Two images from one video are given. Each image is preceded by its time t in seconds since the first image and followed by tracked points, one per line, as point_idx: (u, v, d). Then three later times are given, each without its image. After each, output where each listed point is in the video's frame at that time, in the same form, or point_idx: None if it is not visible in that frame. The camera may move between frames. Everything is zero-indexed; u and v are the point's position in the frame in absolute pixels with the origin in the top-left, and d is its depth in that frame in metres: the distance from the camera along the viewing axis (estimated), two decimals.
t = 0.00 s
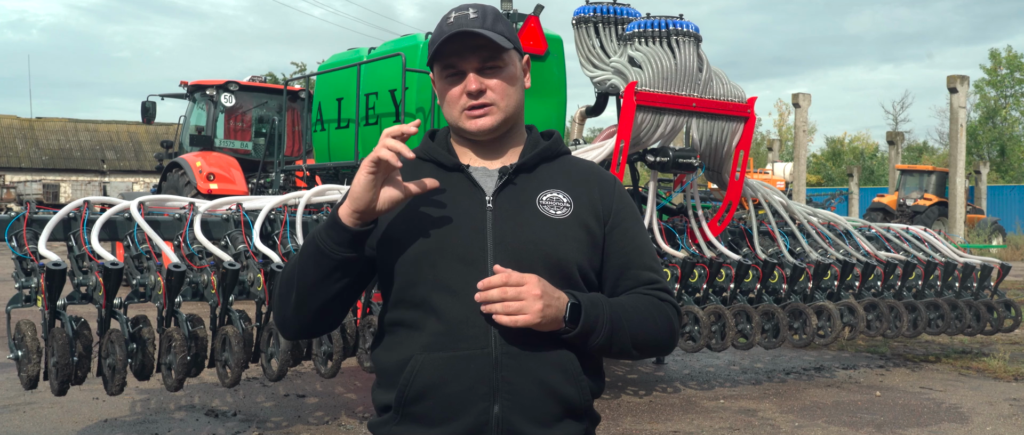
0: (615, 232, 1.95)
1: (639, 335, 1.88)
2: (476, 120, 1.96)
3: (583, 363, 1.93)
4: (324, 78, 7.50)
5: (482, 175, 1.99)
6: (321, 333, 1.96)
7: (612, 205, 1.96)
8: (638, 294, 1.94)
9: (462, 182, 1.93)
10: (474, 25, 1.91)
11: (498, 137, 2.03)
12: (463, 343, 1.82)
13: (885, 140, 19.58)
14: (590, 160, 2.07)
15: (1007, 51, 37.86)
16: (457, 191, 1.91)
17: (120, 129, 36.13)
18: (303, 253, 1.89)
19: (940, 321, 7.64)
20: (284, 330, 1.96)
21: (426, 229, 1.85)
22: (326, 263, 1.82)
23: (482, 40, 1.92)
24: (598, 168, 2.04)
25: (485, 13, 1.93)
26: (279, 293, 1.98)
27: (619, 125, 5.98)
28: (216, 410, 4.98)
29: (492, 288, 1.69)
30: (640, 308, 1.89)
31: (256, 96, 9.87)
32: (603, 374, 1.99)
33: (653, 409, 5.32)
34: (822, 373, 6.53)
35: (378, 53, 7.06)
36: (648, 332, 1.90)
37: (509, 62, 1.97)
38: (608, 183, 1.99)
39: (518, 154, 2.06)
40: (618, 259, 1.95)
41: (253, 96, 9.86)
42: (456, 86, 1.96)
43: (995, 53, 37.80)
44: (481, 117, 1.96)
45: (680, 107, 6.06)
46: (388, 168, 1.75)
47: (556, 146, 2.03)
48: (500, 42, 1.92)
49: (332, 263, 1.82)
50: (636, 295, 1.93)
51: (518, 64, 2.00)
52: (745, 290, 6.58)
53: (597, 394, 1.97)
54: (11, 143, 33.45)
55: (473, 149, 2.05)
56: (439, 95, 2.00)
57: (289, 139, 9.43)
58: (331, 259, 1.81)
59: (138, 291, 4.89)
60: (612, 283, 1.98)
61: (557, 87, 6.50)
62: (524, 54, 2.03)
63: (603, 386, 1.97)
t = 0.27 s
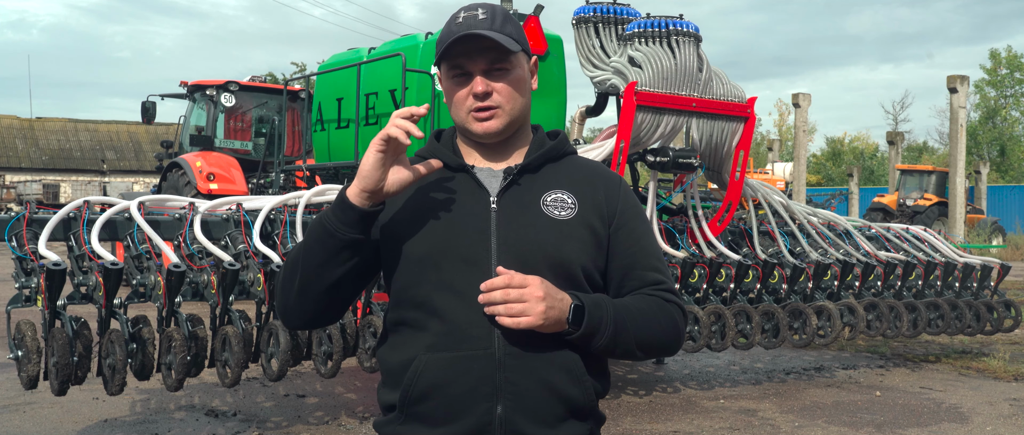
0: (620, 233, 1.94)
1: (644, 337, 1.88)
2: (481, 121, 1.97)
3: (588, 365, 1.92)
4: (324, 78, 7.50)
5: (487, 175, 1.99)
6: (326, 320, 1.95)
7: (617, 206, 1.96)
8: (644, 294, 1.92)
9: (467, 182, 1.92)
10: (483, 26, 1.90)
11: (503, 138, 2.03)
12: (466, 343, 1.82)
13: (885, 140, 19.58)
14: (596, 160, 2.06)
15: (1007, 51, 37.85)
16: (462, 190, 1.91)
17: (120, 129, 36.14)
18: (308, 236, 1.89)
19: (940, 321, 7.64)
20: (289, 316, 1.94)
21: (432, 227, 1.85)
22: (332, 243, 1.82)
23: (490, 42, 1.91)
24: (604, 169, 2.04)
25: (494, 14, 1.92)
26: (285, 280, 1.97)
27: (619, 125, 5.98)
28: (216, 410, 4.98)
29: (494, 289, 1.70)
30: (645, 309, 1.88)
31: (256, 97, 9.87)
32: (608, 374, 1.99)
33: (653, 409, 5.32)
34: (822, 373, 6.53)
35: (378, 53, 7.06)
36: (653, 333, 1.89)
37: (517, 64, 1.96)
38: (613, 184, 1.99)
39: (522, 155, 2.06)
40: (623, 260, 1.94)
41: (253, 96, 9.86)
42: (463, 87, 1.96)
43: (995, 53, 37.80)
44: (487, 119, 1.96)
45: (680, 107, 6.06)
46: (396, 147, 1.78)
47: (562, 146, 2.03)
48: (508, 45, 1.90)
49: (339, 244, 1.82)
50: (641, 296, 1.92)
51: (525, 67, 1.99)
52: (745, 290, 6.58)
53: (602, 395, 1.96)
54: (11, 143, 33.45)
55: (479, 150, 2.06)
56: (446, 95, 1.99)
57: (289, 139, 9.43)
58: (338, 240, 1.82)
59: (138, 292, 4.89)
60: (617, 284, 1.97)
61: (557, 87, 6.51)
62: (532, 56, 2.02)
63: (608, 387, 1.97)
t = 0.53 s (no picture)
0: (622, 235, 1.94)
1: (644, 339, 1.88)
2: (486, 121, 1.96)
3: (590, 365, 1.92)
4: (324, 78, 7.50)
5: (491, 175, 1.99)
6: (337, 313, 1.91)
7: (619, 208, 1.95)
8: (644, 296, 1.92)
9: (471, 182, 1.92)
10: (490, 27, 1.90)
11: (508, 139, 2.03)
12: (468, 343, 1.81)
13: (885, 140, 19.58)
14: (598, 162, 2.06)
15: (1007, 51, 37.85)
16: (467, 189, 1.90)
17: (120, 129, 36.14)
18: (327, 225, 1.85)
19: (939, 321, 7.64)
20: (300, 307, 1.89)
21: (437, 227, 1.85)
22: (356, 230, 1.79)
23: (496, 43, 1.91)
24: (606, 170, 2.03)
25: (501, 15, 1.92)
26: (297, 271, 1.91)
27: (619, 125, 5.98)
28: (216, 410, 4.98)
29: (497, 287, 1.70)
30: (646, 311, 1.88)
31: (256, 96, 9.86)
32: (609, 374, 1.99)
33: (653, 409, 5.32)
34: (822, 373, 6.53)
35: (378, 53, 7.06)
36: (653, 335, 1.89)
37: (523, 65, 1.96)
38: (616, 185, 1.99)
39: (526, 157, 2.06)
40: (624, 261, 1.94)
41: (253, 96, 9.86)
42: (469, 86, 1.96)
43: (995, 53, 37.80)
44: (492, 118, 1.96)
45: (680, 107, 6.06)
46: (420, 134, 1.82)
47: (565, 146, 2.03)
48: (514, 46, 1.91)
49: (362, 230, 1.79)
50: (642, 298, 1.92)
51: (531, 68, 1.99)
52: (745, 290, 6.58)
53: (603, 395, 1.96)
54: (10, 143, 33.43)
55: (483, 150, 2.05)
56: (451, 94, 1.99)
57: (289, 139, 9.43)
58: (362, 226, 1.79)
59: (138, 291, 4.89)
60: (618, 285, 1.97)
61: (557, 87, 6.51)
62: (538, 58, 2.02)
63: (609, 387, 1.97)
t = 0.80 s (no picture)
0: (621, 239, 1.97)
1: (644, 342, 1.89)
2: (493, 118, 1.96)
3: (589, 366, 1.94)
4: (324, 78, 7.50)
5: (493, 176, 1.99)
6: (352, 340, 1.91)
7: (619, 213, 1.98)
8: (642, 300, 1.95)
9: (473, 181, 1.93)
10: (506, 23, 1.91)
11: (512, 138, 2.03)
12: (470, 343, 1.81)
13: (885, 140, 19.57)
14: (598, 165, 2.07)
15: (1007, 51, 37.84)
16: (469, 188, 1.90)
17: (120, 128, 36.14)
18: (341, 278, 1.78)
19: (939, 321, 7.64)
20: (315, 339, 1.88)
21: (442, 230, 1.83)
22: (375, 295, 1.74)
23: (512, 40, 1.92)
24: (607, 174, 2.05)
25: (517, 14, 1.93)
26: (309, 306, 1.88)
27: (619, 125, 5.99)
28: (216, 410, 4.98)
29: (506, 290, 1.69)
30: (646, 315, 1.90)
31: (256, 96, 9.86)
32: (605, 376, 2.00)
33: (653, 409, 5.32)
34: (822, 373, 6.53)
35: (378, 53, 7.06)
36: (653, 339, 1.91)
37: (534, 65, 1.98)
38: (616, 190, 2.01)
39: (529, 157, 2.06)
40: (623, 266, 1.97)
41: (253, 96, 9.86)
42: (479, 82, 1.95)
43: (995, 53, 37.79)
44: (499, 115, 1.95)
45: (680, 107, 6.06)
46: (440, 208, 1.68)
47: (567, 149, 2.03)
48: (530, 44, 1.93)
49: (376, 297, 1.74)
50: (640, 302, 1.94)
51: (541, 68, 2.00)
52: (745, 290, 6.59)
53: (601, 396, 1.97)
54: (11, 143, 33.43)
55: (486, 148, 2.05)
56: (460, 88, 1.98)
57: (289, 139, 9.43)
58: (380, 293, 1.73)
59: (138, 291, 4.89)
60: (616, 290, 1.99)
61: (557, 87, 6.51)
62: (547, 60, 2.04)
63: (606, 388, 1.98)
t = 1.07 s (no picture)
0: (619, 241, 1.96)
1: (640, 344, 1.89)
2: (496, 123, 1.96)
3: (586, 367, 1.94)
4: (324, 78, 7.50)
5: (491, 176, 1.99)
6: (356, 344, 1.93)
7: (617, 214, 1.97)
8: (638, 302, 1.94)
9: (470, 182, 1.92)
10: (518, 28, 1.91)
11: (514, 142, 2.03)
12: (467, 344, 1.81)
13: (885, 140, 19.58)
14: (597, 166, 2.07)
15: (1007, 51, 37.85)
16: (467, 189, 1.91)
17: (120, 129, 36.14)
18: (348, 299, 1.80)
19: (939, 321, 7.64)
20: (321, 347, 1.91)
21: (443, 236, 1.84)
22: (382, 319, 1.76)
23: (522, 46, 1.92)
24: (605, 174, 2.04)
25: (529, 19, 1.93)
26: (313, 319, 1.89)
27: (619, 125, 5.98)
28: (216, 410, 4.98)
29: (500, 293, 1.68)
30: (642, 317, 1.90)
31: (256, 96, 9.87)
32: (603, 376, 2.00)
33: (653, 409, 5.32)
34: (822, 373, 6.53)
35: (378, 53, 7.06)
36: (649, 340, 1.91)
37: (542, 72, 1.98)
38: (614, 191, 2.00)
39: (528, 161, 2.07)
40: (621, 267, 1.96)
41: (253, 96, 9.86)
42: (486, 85, 1.95)
43: (995, 53, 37.80)
44: (503, 120, 1.96)
45: (680, 107, 6.06)
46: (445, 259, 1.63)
47: (565, 150, 2.03)
48: (540, 51, 1.93)
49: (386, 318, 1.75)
50: (637, 304, 1.94)
51: (547, 76, 2.01)
52: (746, 290, 6.58)
53: (598, 395, 1.97)
54: (11, 144, 33.42)
55: (486, 150, 2.05)
56: (465, 89, 1.97)
57: (289, 139, 9.43)
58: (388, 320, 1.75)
59: (138, 291, 4.89)
60: (613, 291, 1.99)
61: (557, 87, 6.51)
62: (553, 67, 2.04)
63: (603, 388, 1.98)
